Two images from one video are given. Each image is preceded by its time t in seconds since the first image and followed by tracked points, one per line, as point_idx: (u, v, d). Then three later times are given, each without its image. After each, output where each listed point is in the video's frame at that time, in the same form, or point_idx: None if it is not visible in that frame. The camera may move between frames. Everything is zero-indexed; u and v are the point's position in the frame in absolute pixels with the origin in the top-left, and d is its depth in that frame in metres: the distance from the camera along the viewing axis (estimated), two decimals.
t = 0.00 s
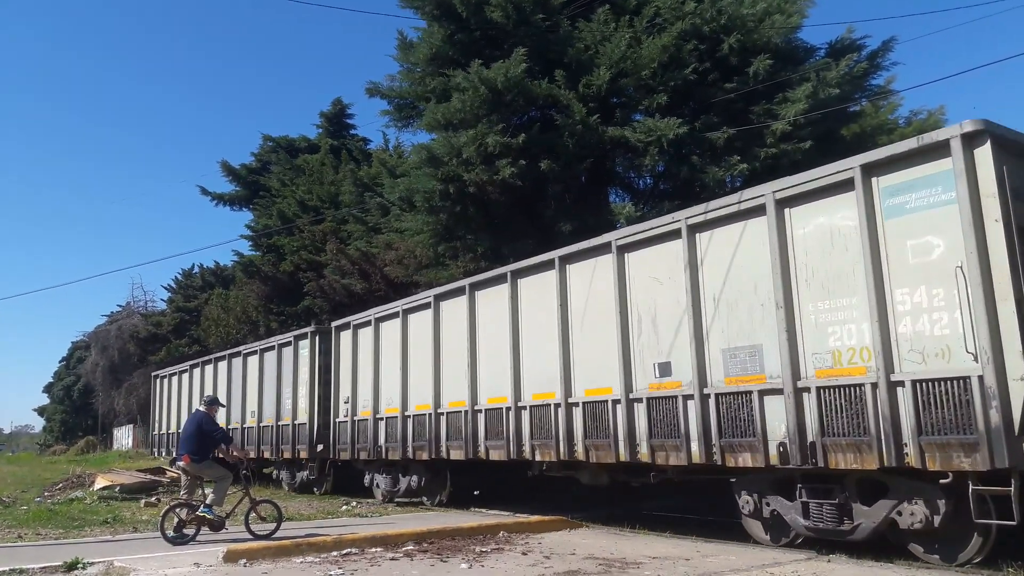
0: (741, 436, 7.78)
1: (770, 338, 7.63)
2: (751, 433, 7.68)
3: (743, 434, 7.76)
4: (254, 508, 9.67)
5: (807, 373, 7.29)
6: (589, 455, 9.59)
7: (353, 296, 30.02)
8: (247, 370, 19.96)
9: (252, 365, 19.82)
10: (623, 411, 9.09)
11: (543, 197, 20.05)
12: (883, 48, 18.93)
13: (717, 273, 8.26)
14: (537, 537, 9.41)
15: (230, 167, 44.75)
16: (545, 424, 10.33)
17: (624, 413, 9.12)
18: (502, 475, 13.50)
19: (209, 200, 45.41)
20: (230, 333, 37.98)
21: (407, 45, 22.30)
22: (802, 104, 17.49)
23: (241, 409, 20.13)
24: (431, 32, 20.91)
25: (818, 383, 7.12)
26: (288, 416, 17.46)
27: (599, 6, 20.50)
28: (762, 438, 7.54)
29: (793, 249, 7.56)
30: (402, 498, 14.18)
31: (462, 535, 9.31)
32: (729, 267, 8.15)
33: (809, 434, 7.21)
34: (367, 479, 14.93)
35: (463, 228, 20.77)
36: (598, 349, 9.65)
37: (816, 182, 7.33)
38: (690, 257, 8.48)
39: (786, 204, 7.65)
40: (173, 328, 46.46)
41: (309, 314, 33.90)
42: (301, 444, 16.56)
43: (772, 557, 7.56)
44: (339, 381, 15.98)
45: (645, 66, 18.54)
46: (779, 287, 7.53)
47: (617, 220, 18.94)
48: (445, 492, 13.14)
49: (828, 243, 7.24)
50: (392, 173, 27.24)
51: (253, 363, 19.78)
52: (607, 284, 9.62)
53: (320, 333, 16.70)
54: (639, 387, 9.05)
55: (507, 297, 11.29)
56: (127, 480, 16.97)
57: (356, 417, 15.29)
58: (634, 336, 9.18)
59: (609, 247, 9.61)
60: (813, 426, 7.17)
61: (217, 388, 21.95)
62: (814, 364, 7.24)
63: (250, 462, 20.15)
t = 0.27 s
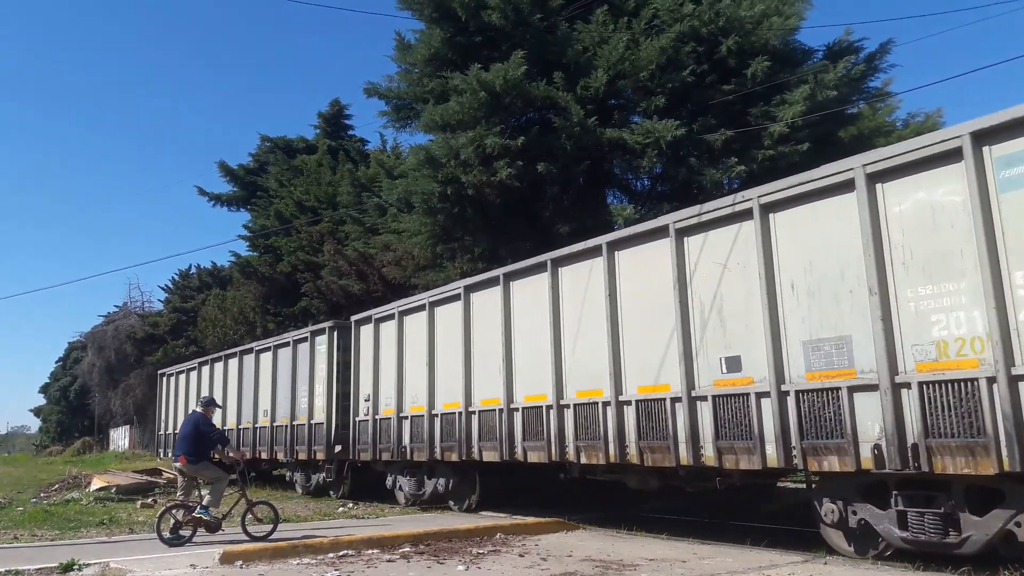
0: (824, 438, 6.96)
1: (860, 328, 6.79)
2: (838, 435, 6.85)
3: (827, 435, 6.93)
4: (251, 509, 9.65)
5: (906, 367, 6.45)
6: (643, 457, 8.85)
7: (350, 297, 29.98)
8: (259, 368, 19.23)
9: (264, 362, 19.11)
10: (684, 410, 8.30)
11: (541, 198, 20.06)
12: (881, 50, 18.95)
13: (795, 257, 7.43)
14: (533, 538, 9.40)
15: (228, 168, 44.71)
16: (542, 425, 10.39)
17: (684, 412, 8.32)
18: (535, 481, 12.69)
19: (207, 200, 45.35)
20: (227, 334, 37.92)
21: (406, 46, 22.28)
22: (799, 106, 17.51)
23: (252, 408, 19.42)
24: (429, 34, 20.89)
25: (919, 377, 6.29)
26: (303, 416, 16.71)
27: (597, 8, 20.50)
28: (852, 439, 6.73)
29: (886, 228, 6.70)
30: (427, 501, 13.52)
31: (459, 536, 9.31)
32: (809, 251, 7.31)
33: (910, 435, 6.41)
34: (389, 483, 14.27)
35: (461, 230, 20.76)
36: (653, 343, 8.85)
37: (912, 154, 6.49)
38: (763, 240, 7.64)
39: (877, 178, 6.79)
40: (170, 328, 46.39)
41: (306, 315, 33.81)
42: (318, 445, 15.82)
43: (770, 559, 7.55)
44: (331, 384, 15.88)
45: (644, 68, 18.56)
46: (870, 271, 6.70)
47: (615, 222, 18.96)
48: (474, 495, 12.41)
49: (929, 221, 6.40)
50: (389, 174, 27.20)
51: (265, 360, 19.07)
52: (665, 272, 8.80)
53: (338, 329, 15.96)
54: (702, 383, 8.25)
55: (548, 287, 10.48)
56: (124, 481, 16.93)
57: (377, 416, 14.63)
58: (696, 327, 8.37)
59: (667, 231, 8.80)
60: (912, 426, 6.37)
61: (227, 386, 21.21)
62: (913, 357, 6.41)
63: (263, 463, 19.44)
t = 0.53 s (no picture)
0: (823, 439, 6.89)
1: (978, 314, 5.96)
2: (839, 436, 6.76)
3: (828, 436, 6.84)
4: (248, 509, 9.64)
5: (891, 368, 6.47)
6: (635, 457, 8.83)
7: (348, 296, 29.98)
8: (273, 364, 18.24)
9: (278, 358, 18.14)
10: (675, 412, 8.29)
11: (539, 198, 20.08)
12: (879, 51, 18.99)
13: (787, 258, 7.41)
14: (531, 538, 9.41)
15: (226, 167, 44.69)
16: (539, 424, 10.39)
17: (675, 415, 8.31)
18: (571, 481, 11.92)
19: (204, 200, 45.33)
20: (222, 332, 37.61)
21: (404, 46, 22.28)
22: (797, 107, 17.54)
23: (264, 406, 18.49)
24: (428, 33, 20.89)
25: None
26: (322, 414, 15.77)
27: (596, 8, 20.52)
28: (853, 440, 6.65)
29: (879, 228, 6.68)
30: (456, 503, 12.72)
31: (457, 535, 9.30)
32: (802, 251, 7.28)
33: (895, 440, 6.42)
34: (416, 485, 13.45)
35: (460, 229, 20.76)
36: (647, 343, 8.81)
37: (917, 154, 6.39)
38: (751, 240, 7.65)
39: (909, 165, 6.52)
40: (168, 327, 46.36)
41: (304, 314, 33.80)
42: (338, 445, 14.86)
43: (767, 559, 7.57)
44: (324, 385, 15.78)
45: (642, 68, 18.57)
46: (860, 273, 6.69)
47: (614, 222, 18.98)
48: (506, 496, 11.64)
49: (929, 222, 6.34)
50: (388, 173, 27.19)
51: (279, 356, 18.09)
52: (657, 272, 8.82)
53: (360, 323, 15.11)
54: (692, 386, 8.23)
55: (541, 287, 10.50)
56: (121, 480, 16.93)
57: (401, 413, 13.66)
58: (687, 329, 8.36)
59: (657, 232, 8.83)
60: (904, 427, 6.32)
61: (236, 383, 20.23)
62: (905, 358, 6.38)
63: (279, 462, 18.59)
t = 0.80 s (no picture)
0: (816, 437, 7.01)
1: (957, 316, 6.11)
2: (834, 435, 6.87)
3: (932, 433, 6.16)
4: (248, 508, 9.64)
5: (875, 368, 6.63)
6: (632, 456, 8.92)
7: (348, 295, 29.95)
8: (291, 357, 17.46)
9: (296, 353, 17.39)
10: (667, 409, 8.44)
11: (538, 197, 20.09)
12: (878, 50, 18.99)
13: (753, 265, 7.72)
14: (530, 536, 9.42)
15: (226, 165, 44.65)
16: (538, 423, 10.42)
17: (671, 413, 8.43)
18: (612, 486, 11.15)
19: (204, 198, 45.30)
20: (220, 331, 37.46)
21: (403, 44, 22.26)
22: (797, 105, 17.54)
23: (280, 403, 17.71)
24: (427, 31, 20.87)
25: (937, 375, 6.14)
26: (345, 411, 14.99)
27: (595, 7, 20.51)
28: (969, 436, 5.95)
29: (994, 200, 5.98)
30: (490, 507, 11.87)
31: (456, 535, 9.31)
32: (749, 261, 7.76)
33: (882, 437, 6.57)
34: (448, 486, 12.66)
35: (459, 228, 20.76)
36: (641, 341, 8.96)
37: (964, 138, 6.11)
38: (841, 218, 6.91)
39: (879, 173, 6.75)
40: (168, 326, 46.31)
41: (303, 313, 33.77)
42: (363, 443, 14.08)
43: (766, 558, 7.58)
44: (322, 385, 15.86)
45: (642, 67, 18.57)
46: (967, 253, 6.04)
47: (613, 221, 18.97)
48: (547, 500, 10.80)
49: (1009, 195, 5.88)
50: (387, 172, 27.17)
51: (297, 350, 17.32)
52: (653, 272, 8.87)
53: (384, 316, 14.32)
54: (683, 384, 8.40)
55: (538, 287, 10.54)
56: (121, 479, 16.92)
57: (431, 410, 12.80)
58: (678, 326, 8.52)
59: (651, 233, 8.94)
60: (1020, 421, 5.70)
61: (250, 379, 19.46)
62: (891, 357, 6.52)
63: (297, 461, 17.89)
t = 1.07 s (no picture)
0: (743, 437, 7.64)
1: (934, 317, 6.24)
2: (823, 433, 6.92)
3: (921, 434, 6.21)
4: (248, 509, 9.65)
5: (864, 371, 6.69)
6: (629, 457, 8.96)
7: (348, 296, 29.95)
8: (310, 354, 16.56)
9: (315, 349, 16.49)
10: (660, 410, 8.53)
11: (537, 198, 20.11)
12: (878, 51, 19.01)
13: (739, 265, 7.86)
14: (530, 537, 9.43)
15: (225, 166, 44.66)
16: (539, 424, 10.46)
17: (661, 415, 8.55)
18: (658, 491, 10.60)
19: (204, 199, 45.31)
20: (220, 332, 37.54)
21: (403, 45, 22.27)
22: (796, 106, 17.56)
23: (297, 402, 16.81)
24: (427, 32, 20.89)
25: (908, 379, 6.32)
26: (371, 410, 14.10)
27: (595, 8, 20.53)
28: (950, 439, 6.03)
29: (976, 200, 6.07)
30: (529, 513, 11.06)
31: (456, 535, 9.32)
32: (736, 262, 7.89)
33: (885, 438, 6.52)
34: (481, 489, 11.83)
35: (458, 229, 20.79)
36: (629, 340, 9.12)
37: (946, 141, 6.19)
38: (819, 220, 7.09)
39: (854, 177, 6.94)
40: (168, 327, 46.28)
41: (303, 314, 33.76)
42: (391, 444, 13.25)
43: (766, 559, 7.59)
44: (321, 385, 15.84)
45: (641, 68, 18.60)
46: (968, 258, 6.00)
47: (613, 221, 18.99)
48: (595, 506, 10.05)
49: (984, 196, 6.02)
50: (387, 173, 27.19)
51: (316, 347, 16.42)
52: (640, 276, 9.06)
53: (412, 310, 13.53)
54: (609, 392, 9.35)
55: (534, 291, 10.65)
56: (121, 479, 16.92)
57: (464, 409, 12.03)
58: (633, 333, 9.13)
59: (643, 236, 9.05)
60: (1012, 423, 5.73)
61: (261, 377, 18.60)
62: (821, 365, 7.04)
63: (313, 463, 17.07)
